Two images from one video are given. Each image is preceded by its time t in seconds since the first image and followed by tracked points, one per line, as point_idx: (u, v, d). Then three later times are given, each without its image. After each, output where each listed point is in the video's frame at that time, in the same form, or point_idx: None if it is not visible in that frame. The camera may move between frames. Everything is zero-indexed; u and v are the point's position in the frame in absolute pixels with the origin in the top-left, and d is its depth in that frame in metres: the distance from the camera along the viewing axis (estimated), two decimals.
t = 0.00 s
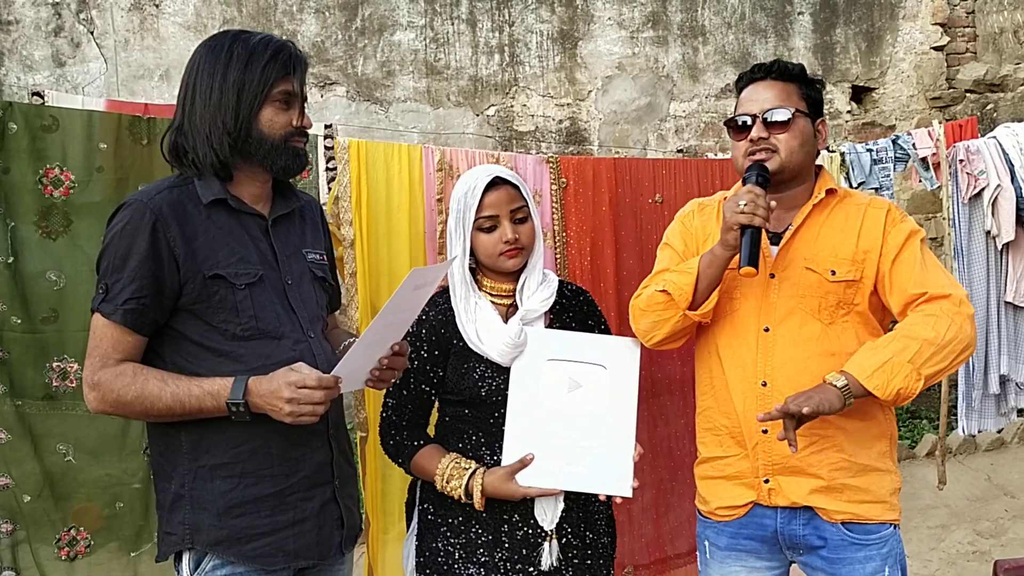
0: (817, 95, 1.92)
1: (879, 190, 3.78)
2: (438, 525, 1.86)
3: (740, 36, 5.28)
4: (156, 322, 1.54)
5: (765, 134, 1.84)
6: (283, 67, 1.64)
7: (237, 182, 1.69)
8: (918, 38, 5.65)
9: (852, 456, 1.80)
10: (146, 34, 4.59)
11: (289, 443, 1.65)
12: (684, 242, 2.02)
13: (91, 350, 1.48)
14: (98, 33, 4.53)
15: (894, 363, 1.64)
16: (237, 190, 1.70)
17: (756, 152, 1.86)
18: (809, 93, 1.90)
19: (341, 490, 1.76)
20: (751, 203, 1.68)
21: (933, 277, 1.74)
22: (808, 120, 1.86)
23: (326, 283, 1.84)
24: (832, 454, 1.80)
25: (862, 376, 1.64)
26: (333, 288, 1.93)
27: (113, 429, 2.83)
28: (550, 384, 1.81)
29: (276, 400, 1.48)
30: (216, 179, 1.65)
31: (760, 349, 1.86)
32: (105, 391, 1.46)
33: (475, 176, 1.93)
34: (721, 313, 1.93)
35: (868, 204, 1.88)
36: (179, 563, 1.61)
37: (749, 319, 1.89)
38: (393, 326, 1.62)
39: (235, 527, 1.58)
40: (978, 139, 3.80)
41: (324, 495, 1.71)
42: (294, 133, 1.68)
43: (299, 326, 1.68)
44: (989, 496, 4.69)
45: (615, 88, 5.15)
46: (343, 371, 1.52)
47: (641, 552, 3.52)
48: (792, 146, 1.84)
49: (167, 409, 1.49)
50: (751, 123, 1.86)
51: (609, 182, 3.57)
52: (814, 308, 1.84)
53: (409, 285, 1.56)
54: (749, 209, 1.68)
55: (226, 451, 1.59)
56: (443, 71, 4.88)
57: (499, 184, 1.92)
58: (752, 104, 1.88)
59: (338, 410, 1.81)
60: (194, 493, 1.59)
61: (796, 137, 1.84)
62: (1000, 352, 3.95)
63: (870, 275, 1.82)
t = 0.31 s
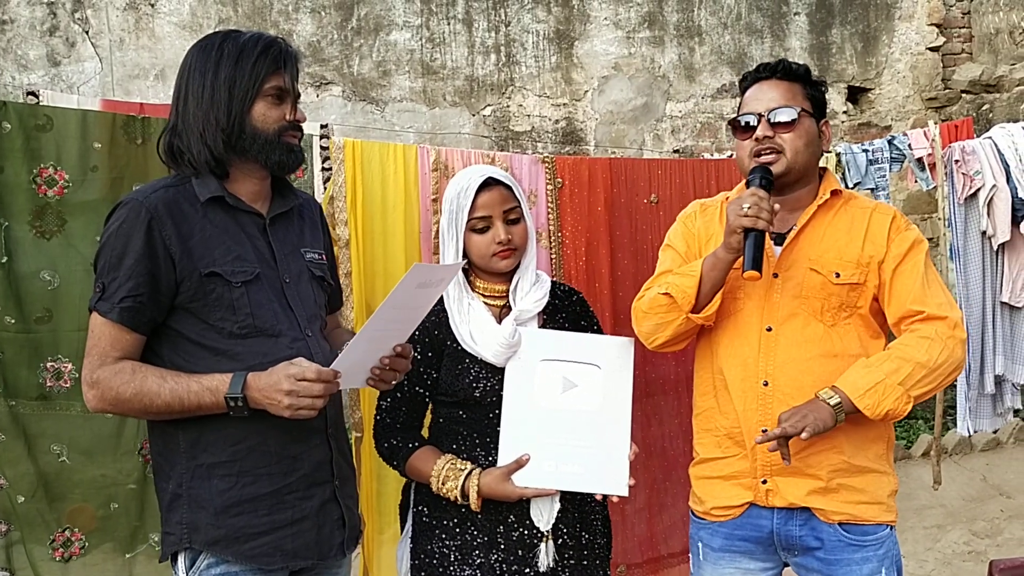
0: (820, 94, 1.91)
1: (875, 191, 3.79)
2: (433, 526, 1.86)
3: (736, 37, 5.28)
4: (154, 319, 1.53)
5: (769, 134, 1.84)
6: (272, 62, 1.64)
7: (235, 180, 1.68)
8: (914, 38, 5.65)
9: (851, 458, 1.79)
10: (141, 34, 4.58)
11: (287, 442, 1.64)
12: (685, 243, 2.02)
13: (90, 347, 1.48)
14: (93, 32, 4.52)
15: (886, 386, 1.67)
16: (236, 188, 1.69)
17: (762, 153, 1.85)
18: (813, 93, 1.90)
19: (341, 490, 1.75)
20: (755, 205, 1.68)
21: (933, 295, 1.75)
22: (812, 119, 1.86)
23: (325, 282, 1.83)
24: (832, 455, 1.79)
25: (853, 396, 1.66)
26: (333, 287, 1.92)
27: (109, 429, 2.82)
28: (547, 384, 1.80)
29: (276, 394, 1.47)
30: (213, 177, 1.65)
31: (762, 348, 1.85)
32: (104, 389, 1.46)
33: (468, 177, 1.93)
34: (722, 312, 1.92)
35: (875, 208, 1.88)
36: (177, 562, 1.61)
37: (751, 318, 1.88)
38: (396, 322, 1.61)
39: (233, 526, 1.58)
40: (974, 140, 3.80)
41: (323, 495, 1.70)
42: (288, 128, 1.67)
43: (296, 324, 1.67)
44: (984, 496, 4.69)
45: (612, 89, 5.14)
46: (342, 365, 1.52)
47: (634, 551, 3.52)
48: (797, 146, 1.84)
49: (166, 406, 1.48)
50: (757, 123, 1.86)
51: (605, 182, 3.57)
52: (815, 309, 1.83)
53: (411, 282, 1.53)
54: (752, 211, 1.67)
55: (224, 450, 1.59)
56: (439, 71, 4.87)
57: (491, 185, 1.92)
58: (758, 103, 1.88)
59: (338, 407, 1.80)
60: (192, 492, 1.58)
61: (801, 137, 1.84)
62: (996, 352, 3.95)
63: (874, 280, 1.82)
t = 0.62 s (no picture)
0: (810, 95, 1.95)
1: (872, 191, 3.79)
2: (429, 527, 1.86)
3: (734, 36, 5.29)
4: (146, 320, 1.53)
5: (772, 121, 1.84)
6: (265, 61, 1.64)
7: (227, 179, 1.68)
8: (911, 38, 5.67)
9: (851, 457, 1.79)
10: (138, 33, 4.58)
11: (279, 444, 1.65)
12: (685, 251, 2.02)
13: (81, 347, 1.48)
14: (90, 32, 4.52)
15: (882, 377, 1.65)
16: (229, 187, 1.69)
17: (765, 141, 1.84)
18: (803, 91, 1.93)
19: (332, 491, 1.75)
20: (751, 230, 1.67)
21: (925, 291, 1.75)
22: (809, 112, 1.88)
23: (318, 284, 1.83)
24: (832, 454, 1.79)
25: (851, 381, 1.64)
26: (325, 288, 1.92)
27: (105, 429, 2.82)
28: (543, 384, 1.80)
29: (268, 395, 1.48)
30: (207, 176, 1.65)
31: (763, 348, 1.86)
32: (94, 389, 1.46)
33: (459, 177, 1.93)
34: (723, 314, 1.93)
35: (872, 204, 1.88)
36: (169, 563, 1.61)
37: (752, 319, 1.89)
38: (390, 324, 1.61)
39: (224, 527, 1.58)
40: (970, 139, 3.81)
41: (315, 496, 1.70)
42: (282, 126, 1.67)
43: (289, 326, 1.68)
44: (980, 496, 4.70)
45: (609, 88, 5.15)
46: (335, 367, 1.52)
47: (629, 549, 3.52)
48: (799, 134, 1.84)
49: (157, 406, 1.48)
50: (758, 113, 1.86)
51: (602, 182, 3.57)
52: (816, 309, 1.84)
53: (404, 283, 1.52)
54: (750, 236, 1.67)
55: (216, 451, 1.59)
56: (437, 71, 4.88)
57: (483, 184, 1.92)
58: (754, 97, 1.90)
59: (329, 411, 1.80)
60: (183, 493, 1.58)
61: (803, 126, 1.85)
62: (991, 351, 3.96)
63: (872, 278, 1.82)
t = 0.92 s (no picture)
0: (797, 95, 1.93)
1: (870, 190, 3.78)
2: (427, 528, 1.86)
3: (733, 36, 5.29)
4: (142, 319, 1.54)
5: (763, 144, 1.85)
6: (260, 60, 1.64)
7: (223, 178, 1.69)
8: (910, 38, 5.68)
9: (848, 452, 1.78)
10: (138, 33, 4.58)
11: (275, 443, 1.65)
12: (686, 246, 2.03)
13: (77, 346, 1.48)
14: (90, 31, 4.52)
15: (886, 300, 1.65)
16: (225, 186, 1.70)
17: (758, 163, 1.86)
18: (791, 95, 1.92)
19: (328, 490, 1.76)
20: (750, 203, 1.69)
21: (923, 261, 1.75)
22: (798, 121, 1.88)
23: (313, 283, 1.84)
24: (828, 450, 1.78)
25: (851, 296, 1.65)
26: (320, 288, 1.93)
27: (104, 428, 2.83)
28: (539, 382, 1.80)
29: (265, 395, 1.48)
30: (202, 175, 1.65)
31: (757, 344, 1.87)
32: (90, 388, 1.46)
33: (452, 177, 1.94)
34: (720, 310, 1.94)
35: (861, 194, 1.87)
36: (166, 563, 1.61)
37: (747, 316, 1.89)
38: (386, 324, 1.62)
39: (221, 526, 1.58)
40: (969, 138, 3.81)
41: (311, 495, 1.71)
42: (277, 126, 1.67)
43: (284, 326, 1.68)
44: (979, 494, 4.71)
45: (609, 88, 5.15)
46: (331, 365, 1.53)
47: (626, 547, 3.53)
48: (791, 150, 1.85)
49: (153, 405, 1.48)
50: (748, 133, 1.86)
51: (601, 181, 3.57)
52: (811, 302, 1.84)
53: (400, 283, 1.52)
54: (747, 210, 1.68)
55: (212, 451, 1.59)
56: (436, 71, 4.88)
57: (476, 185, 1.92)
58: (741, 113, 1.88)
59: (325, 411, 1.81)
60: (179, 492, 1.58)
61: (793, 141, 1.86)
62: (990, 350, 3.97)
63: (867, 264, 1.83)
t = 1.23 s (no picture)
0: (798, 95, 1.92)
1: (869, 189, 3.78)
2: (424, 528, 1.87)
3: (732, 35, 5.28)
4: (141, 319, 1.54)
5: (757, 139, 1.85)
6: (257, 61, 1.64)
7: (219, 179, 1.69)
8: (909, 37, 5.68)
9: (850, 451, 1.78)
10: (137, 33, 4.59)
11: (275, 442, 1.65)
12: (684, 247, 2.03)
13: (76, 346, 1.48)
14: (89, 31, 4.52)
15: (861, 300, 1.66)
16: (222, 187, 1.70)
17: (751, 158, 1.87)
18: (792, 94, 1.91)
19: (327, 488, 1.75)
20: (745, 199, 1.69)
21: (914, 263, 1.75)
22: (795, 120, 1.87)
23: (310, 282, 1.84)
24: (830, 450, 1.78)
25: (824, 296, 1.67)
26: (317, 287, 1.93)
27: (104, 429, 2.83)
28: (538, 382, 1.80)
29: (265, 395, 1.48)
30: (199, 175, 1.66)
31: (757, 345, 1.87)
32: (89, 388, 1.46)
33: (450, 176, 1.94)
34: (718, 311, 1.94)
35: (858, 195, 1.87)
36: (166, 562, 1.61)
37: (746, 316, 1.90)
38: (387, 325, 1.62)
39: (221, 525, 1.59)
40: (968, 137, 3.81)
41: (310, 494, 1.71)
42: (274, 128, 1.67)
43: (283, 325, 1.68)
44: (979, 493, 4.71)
45: (608, 88, 5.16)
46: (331, 365, 1.53)
47: (625, 546, 3.53)
48: (785, 148, 1.85)
49: (152, 406, 1.49)
50: (743, 128, 1.87)
51: (600, 181, 3.56)
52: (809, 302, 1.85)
53: (402, 284, 1.52)
54: (742, 206, 1.69)
55: (212, 450, 1.60)
56: (436, 70, 4.88)
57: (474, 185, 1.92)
58: (739, 109, 1.89)
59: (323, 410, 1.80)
60: (179, 492, 1.58)
61: (788, 139, 1.85)
62: (989, 349, 3.98)
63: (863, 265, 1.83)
